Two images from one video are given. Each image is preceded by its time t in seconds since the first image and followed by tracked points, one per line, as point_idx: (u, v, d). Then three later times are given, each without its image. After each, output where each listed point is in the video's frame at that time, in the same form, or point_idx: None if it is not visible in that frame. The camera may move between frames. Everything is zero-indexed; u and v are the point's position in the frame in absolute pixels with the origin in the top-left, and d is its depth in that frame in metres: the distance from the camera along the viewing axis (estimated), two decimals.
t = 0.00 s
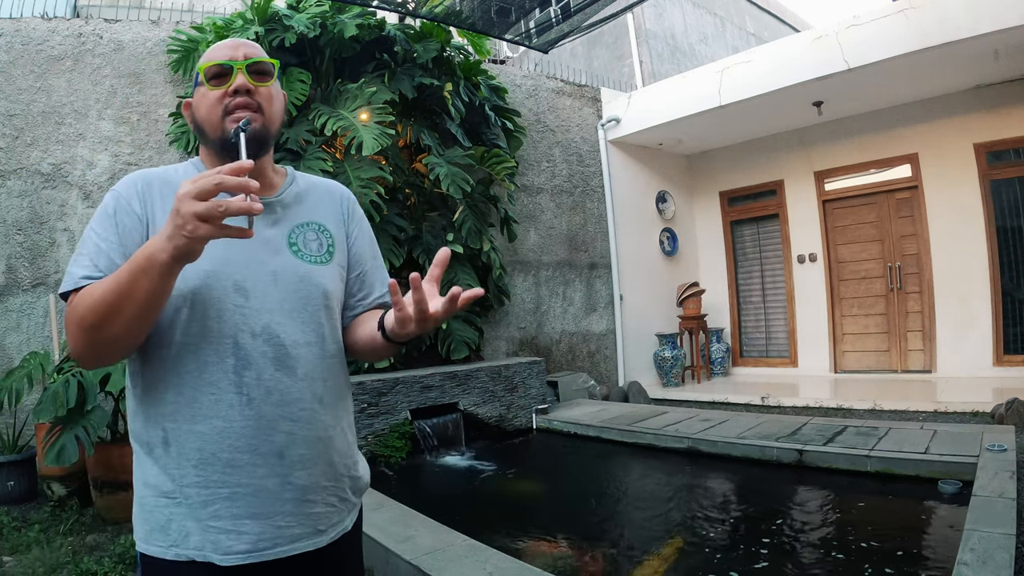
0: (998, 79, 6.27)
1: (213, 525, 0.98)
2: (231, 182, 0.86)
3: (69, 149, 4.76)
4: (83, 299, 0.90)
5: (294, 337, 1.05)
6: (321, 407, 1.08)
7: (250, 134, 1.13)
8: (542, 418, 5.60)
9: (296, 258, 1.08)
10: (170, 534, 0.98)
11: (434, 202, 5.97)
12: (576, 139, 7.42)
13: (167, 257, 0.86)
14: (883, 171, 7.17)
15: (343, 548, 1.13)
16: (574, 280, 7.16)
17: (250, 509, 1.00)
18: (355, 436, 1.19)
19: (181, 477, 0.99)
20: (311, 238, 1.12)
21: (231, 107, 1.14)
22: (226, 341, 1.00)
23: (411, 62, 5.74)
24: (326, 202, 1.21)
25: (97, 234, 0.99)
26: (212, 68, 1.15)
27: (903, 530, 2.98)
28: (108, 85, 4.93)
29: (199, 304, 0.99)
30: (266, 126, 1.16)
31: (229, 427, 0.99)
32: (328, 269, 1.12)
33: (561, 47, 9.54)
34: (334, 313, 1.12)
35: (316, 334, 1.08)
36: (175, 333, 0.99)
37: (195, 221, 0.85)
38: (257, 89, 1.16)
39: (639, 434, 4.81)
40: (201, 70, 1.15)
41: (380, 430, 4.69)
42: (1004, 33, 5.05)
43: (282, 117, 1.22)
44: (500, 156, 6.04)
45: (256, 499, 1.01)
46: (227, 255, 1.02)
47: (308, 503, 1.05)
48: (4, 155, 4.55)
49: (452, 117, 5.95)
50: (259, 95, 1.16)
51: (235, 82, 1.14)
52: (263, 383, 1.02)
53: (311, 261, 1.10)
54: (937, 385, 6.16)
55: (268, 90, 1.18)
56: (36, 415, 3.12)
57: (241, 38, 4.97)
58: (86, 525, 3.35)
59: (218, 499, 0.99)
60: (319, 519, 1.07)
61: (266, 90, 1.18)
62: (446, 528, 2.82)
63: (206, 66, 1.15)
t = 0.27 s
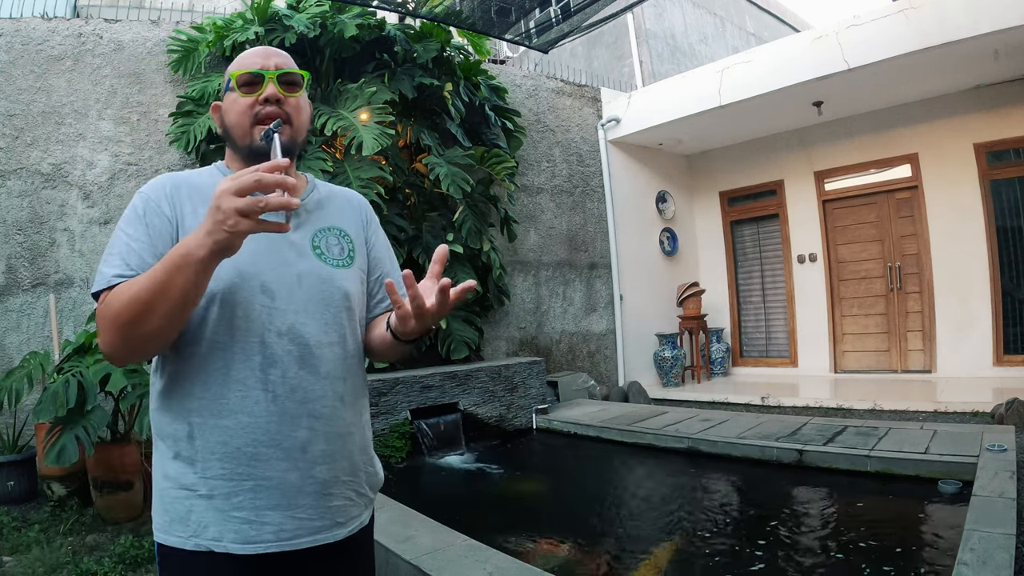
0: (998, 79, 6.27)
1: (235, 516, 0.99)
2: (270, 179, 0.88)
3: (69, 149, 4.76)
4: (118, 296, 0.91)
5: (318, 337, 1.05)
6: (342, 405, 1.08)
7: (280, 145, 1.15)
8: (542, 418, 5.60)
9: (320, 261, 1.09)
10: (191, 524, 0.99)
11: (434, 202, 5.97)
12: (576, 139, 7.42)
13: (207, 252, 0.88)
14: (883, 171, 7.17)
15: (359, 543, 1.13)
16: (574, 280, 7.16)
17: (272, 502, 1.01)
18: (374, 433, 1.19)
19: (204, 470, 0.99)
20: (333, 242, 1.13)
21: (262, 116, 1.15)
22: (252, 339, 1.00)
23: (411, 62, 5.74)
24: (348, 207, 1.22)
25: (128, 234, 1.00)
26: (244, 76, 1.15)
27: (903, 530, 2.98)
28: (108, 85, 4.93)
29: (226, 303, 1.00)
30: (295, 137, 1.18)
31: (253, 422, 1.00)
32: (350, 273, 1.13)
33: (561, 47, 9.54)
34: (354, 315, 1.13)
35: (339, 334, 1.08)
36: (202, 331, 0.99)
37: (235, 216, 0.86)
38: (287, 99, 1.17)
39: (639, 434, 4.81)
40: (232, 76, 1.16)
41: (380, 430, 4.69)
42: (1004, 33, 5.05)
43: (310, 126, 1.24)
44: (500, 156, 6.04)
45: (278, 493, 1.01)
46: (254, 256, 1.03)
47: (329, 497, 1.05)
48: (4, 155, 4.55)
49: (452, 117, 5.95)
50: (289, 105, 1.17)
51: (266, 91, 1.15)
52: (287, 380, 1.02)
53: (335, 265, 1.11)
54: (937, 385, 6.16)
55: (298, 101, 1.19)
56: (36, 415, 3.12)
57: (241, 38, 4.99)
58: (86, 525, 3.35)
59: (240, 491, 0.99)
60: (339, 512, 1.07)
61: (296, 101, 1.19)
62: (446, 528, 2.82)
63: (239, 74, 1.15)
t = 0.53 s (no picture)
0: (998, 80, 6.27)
1: (246, 512, 0.99)
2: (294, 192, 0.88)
3: (69, 149, 4.76)
4: (138, 296, 0.92)
5: (330, 339, 1.06)
6: (353, 405, 1.09)
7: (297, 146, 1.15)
8: (542, 418, 5.60)
9: (333, 267, 1.09)
10: (202, 519, 0.99)
11: (434, 202, 5.97)
12: (576, 139, 7.42)
13: (226, 259, 0.88)
14: (883, 171, 7.17)
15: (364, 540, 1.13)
16: (574, 280, 7.16)
17: (283, 498, 1.01)
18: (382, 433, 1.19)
19: (216, 466, 0.99)
20: (346, 249, 1.13)
21: (279, 118, 1.15)
22: (267, 340, 1.01)
23: (411, 62, 5.74)
24: (360, 214, 1.22)
25: (147, 236, 1.00)
26: (262, 80, 1.16)
27: (904, 530, 2.98)
28: (108, 85, 4.93)
29: (242, 305, 1.00)
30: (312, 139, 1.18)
31: (265, 421, 1.00)
32: (362, 279, 1.13)
33: (561, 47, 9.54)
34: (364, 319, 1.13)
35: (350, 337, 1.09)
36: (216, 331, 0.99)
37: (258, 226, 0.87)
38: (303, 104, 1.18)
39: (639, 434, 4.81)
40: (250, 81, 1.17)
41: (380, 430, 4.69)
42: (1005, 33, 5.05)
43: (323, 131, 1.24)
44: (500, 157, 6.04)
45: (289, 490, 1.01)
46: (269, 259, 1.03)
47: (338, 495, 1.06)
48: (3, 155, 4.55)
49: (452, 117, 5.95)
50: (304, 109, 1.18)
51: (284, 94, 1.16)
52: (300, 381, 1.02)
53: (348, 271, 1.11)
54: (938, 385, 6.16)
55: (313, 105, 1.20)
56: (36, 415, 3.12)
57: (242, 38, 4.99)
58: (85, 525, 3.34)
59: (252, 488, 0.99)
60: (346, 510, 1.07)
61: (311, 105, 1.19)
62: (446, 528, 2.81)
63: (257, 78, 1.16)
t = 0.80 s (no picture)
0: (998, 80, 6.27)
1: (248, 509, 0.99)
2: (297, 181, 0.91)
3: (69, 149, 4.76)
4: (142, 287, 0.93)
5: (333, 338, 1.06)
6: (354, 404, 1.08)
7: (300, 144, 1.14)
8: (542, 418, 5.60)
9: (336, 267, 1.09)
10: (206, 516, 0.99)
11: (434, 202, 5.97)
12: (576, 139, 7.42)
13: (230, 246, 0.89)
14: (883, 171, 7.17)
15: (364, 538, 1.13)
16: (574, 280, 7.16)
17: (284, 496, 1.00)
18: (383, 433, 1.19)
19: (220, 463, 0.99)
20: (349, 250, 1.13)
21: (281, 117, 1.15)
22: (270, 338, 1.01)
23: (411, 62, 5.74)
24: (363, 218, 1.22)
25: (153, 235, 1.01)
26: (265, 81, 1.17)
27: (904, 530, 2.98)
28: (108, 85, 4.93)
29: (246, 303, 1.00)
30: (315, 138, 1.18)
31: (268, 419, 1.00)
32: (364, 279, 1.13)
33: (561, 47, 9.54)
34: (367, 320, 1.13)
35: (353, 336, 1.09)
36: (220, 329, 1.00)
37: (261, 212, 0.89)
38: (306, 103, 1.18)
39: (639, 434, 4.81)
40: (253, 82, 1.18)
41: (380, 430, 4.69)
42: (1004, 33, 5.05)
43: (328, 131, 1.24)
44: (500, 156, 6.04)
45: (290, 487, 1.01)
46: (273, 258, 1.03)
47: (338, 493, 1.05)
48: (3, 155, 4.55)
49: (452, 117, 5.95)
50: (307, 108, 1.18)
51: (285, 94, 1.17)
52: (302, 380, 1.02)
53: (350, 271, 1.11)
54: (938, 385, 6.16)
55: (316, 104, 1.20)
56: (36, 415, 3.12)
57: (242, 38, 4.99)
58: (85, 525, 3.34)
59: (253, 485, 0.99)
60: (346, 508, 1.06)
61: (313, 104, 1.19)
62: (446, 528, 2.81)
63: (260, 79, 1.17)
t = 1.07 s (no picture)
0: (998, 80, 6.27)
1: (250, 504, 0.99)
2: (292, 169, 0.92)
3: (69, 149, 4.76)
4: (140, 279, 0.93)
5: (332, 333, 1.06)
6: (353, 399, 1.09)
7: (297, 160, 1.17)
8: (542, 418, 5.60)
9: (335, 264, 1.09)
10: (207, 512, 0.99)
11: (434, 202, 5.97)
12: (576, 139, 7.42)
13: (227, 233, 0.89)
14: (883, 171, 7.17)
15: (364, 533, 1.13)
16: (574, 280, 7.16)
17: (285, 490, 1.00)
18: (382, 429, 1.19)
19: (220, 459, 0.99)
20: (348, 248, 1.13)
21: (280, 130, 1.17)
22: (270, 333, 1.01)
23: (411, 62, 5.74)
24: (361, 218, 1.22)
25: (154, 232, 1.01)
26: (264, 90, 1.17)
27: (903, 530, 2.98)
28: (108, 85, 4.93)
29: (247, 298, 1.00)
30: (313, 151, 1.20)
31: (268, 413, 1.00)
32: (364, 277, 1.13)
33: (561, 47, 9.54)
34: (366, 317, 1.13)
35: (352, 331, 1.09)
36: (221, 324, 1.00)
37: (257, 199, 0.89)
38: (304, 114, 1.18)
39: (639, 434, 4.81)
40: (252, 91, 1.18)
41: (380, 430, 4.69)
42: (1004, 33, 5.05)
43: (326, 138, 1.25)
44: (500, 156, 6.04)
45: (291, 482, 1.01)
46: (273, 255, 1.03)
47: (338, 487, 1.05)
48: (3, 155, 4.55)
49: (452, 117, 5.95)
50: (305, 120, 1.18)
51: (283, 106, 1.17)
52: (302, 374, 1.02)
53: (350, 269, 1.11)
54: (938, 385, 6.16)
55: (313, 115, 1.20)
56: (36, 415, 3.11)
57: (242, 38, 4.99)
58: (85, 525, 3.35)
59: (254, 480, 0.99)
60: (345, 502, 1.07)
61: (312, 115, 1.19)
62: (446, 528, 2.81)
63: (258, 88, 1.17)
